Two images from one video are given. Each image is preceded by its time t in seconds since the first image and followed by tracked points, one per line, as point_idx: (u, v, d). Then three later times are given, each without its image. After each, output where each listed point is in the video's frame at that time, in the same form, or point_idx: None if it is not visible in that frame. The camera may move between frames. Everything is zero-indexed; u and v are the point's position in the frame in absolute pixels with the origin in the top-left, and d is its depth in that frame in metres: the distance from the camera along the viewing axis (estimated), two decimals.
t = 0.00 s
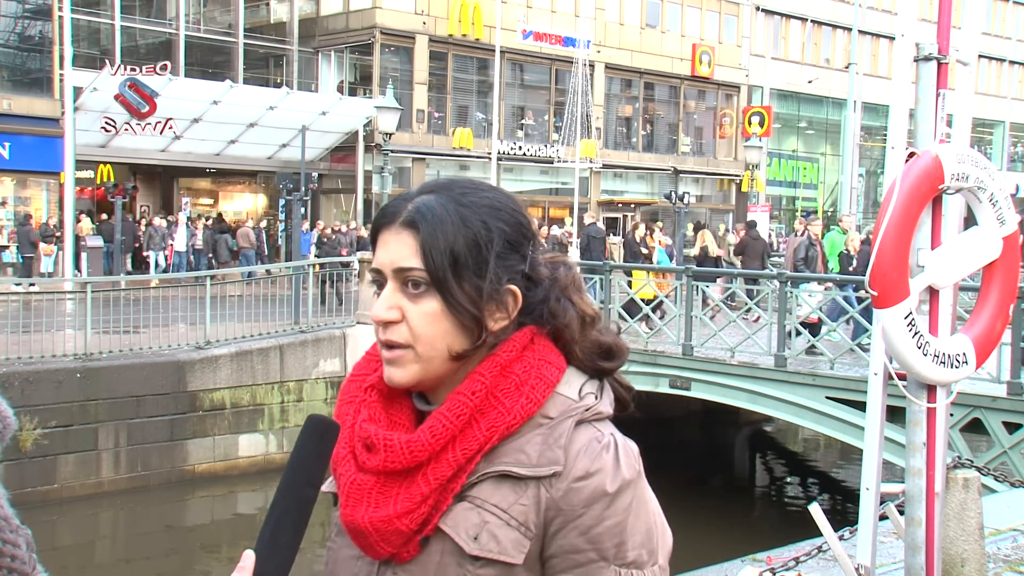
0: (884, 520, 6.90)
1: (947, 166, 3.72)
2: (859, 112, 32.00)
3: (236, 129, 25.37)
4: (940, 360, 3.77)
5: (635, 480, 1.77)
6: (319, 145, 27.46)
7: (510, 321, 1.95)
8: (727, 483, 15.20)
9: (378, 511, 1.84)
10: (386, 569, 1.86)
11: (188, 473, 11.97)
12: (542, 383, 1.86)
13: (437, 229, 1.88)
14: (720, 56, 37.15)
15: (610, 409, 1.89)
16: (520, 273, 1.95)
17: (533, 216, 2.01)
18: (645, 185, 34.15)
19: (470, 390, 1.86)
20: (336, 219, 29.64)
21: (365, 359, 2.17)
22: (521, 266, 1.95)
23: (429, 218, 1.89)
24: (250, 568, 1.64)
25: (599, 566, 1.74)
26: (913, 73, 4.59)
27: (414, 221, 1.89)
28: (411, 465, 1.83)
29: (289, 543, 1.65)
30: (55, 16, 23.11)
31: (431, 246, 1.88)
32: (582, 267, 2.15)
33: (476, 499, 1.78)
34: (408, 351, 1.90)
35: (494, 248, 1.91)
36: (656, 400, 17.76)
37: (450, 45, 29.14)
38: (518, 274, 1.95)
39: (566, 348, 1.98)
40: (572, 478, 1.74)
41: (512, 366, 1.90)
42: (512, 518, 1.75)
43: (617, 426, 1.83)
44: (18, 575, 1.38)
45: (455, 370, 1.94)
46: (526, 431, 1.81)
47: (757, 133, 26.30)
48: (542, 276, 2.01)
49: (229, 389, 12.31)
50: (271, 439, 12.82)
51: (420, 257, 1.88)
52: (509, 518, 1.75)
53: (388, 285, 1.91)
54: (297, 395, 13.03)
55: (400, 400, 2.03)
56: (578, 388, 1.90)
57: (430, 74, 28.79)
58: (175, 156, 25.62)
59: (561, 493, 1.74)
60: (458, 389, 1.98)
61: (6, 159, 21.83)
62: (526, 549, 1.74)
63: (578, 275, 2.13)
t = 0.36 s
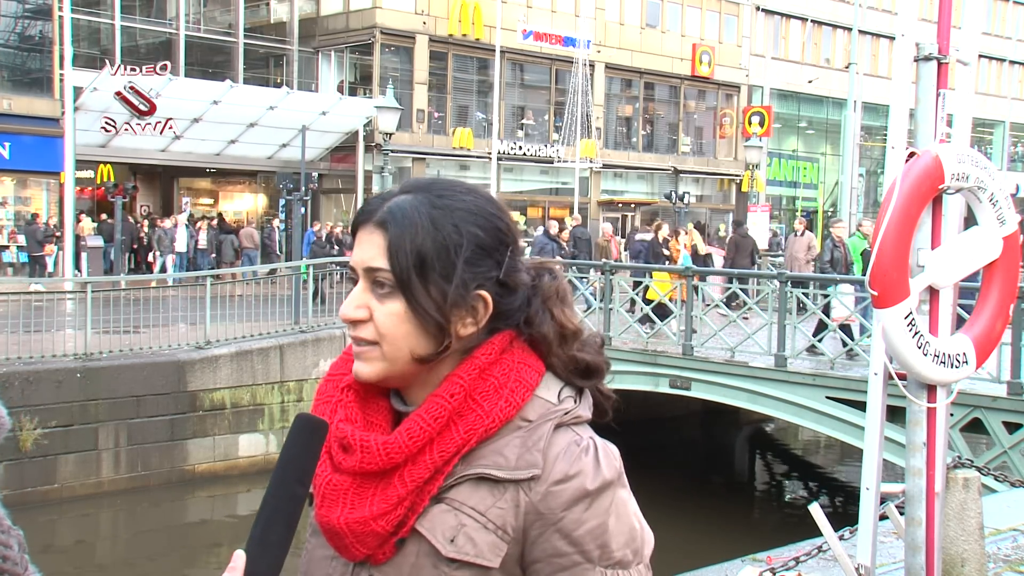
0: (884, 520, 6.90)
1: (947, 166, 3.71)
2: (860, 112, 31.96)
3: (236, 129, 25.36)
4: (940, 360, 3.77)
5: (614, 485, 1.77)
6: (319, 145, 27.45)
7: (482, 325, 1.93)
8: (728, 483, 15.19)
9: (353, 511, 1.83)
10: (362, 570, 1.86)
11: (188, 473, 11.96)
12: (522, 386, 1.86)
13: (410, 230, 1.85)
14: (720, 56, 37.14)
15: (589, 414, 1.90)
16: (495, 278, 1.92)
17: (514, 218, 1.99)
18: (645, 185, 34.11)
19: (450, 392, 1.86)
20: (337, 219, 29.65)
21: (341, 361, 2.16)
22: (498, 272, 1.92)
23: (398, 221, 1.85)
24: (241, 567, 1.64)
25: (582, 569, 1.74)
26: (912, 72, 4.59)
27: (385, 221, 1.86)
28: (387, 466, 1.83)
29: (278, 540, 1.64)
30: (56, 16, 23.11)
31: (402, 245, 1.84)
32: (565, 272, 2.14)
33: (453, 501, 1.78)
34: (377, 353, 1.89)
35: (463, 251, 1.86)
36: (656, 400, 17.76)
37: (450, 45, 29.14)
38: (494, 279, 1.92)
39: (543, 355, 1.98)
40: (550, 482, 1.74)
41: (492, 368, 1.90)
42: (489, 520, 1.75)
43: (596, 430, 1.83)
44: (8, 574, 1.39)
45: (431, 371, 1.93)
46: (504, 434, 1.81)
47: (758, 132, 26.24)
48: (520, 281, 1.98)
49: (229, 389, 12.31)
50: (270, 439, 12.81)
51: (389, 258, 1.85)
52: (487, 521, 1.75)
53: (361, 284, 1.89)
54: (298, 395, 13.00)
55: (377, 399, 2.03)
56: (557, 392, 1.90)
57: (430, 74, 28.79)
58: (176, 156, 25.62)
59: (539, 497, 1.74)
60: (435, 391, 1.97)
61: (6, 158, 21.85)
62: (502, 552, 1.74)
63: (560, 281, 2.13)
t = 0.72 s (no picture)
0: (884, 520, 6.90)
1: (947, 166, 3.71)
2: (860, 112, 31.94)
3: (236, 129, 25.35)
4: (940, 360, 3.77)
5: (602, 486, 1.77)
6: (319, 145, 27.46)
7: (474, 328, 1.93)
8: (728, 483, 15.18)
9: (342, 512, 1.84)
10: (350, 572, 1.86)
11: (188, 473, 11.96)
12: (512, 387, 1.86)
13: (402, 232, 1.84)
14: (721, 56, 37.14)
15: (578, 414, 1.90)
16: (486, 282, 1.92)
17: (508, 220, 1.98)
18: (645, 185, 34.10)
19: (439, 394, 1.86)
20: (337, 219, 29.67)
21: (332, 359, 2.16)
22: (488, 276, 1.92)
23: (389, 223, 1.85)
24: (237, 566, 1.64)
25: (568, 569, 1.74)
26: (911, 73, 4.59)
27: (379, 222, 1.86)
28: (377, 467, 1.83)
29: (272, 539, 1.63)
30: (56, 16, 23.10)
31: (393, 246, 1.84)
32: (557, 274, 2.14)
33: (442, 501, 1.78)
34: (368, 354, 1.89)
35: (458, 255, 1.86)
36: (656, 400, 17.77)
37: (450, 45, 29.14)
38: (485, 283, 1.92)
39: (534, 355, 1.97)
40: (539, 482, 1.74)
41: (482, 370, 1.90)
42: (478, 521, 1.75)
43: (586, 431, 1.83)
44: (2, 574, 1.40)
45: (421, 373, 1.93)
46: (493, 435, 1.81)
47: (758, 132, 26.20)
48: (512, 284, 1.98)
49: (229, 389, 12.30)
50: (270, 439, 12.80)
51: (380, 260, 1.85)
52: (475, 521, 1.75)
53: (351, 285, 1.89)
54: (298, 395, 13.00)
55: (366, 401, 2.03)
56: (547, 393, 1.91)
57: (431, 74, 28.79)
58: (176, 156, 25.64)
59: (528, 497, 1.74)
60: (426, 390, 1.96)
61: (6, 159, 21.88)
62: (491, 552, 1.74)
63: (554, 283, 2.12)
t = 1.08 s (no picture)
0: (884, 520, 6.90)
1: (946, 166, 3.71)
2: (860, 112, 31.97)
3: (236, 129, 25.34)
4: (940, 360, 3.76)
5: (601, 488, 1.77)
6: (319, 145, 27.45)
7: (471, 327, 1.93)
8: (728, 483, 15.19)
9: (340, 516, 1.83)
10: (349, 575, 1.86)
11: (188, 473, 11.96)
12: (508, 388, 1.86)
13: (396, 232, 1.84)
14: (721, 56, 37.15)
15: (576, 415, 1.90)
16: (483, 280, 1.91)
17: (505, 218, 1.98)
18: (645, 185, 34.10)
19: (436, 395, 1.86)
20: (337, 219, 29.68)
21: (329, 359, 2.16)
22: (486, 274, 1.91)
23: (385, 221, 1.85)
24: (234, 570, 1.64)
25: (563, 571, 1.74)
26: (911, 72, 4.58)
27: (374, 222, 1.86)
28: (374, 470, 1.83)
29: (270, 541, 1.64)
30: (56, 16, 23.10)
31: (386, 247, 1.84)
32: (556, 273, 2.13)
33: (439, 504, 1.78)
34: (366, 354, 1.89)
35: (453, 254, 1.86)
36: (656, 400, 17.78)
37: (450, 45, 29.15)
38: (483, 281, 1.91)
39: (532, 355, 1.98)
40: (537, 485, 1.74)
41: (479, 371, 1.90)
42: (476, 523, 1.75)
43: (583, 431, 1.83)
44: None
45: (417, 373, 1.93)
46: (491, 437, 1.81)
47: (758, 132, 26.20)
48: (511, 282, 1.97)
49: (229, 389, 12.30)
50: (270, 438, 12.80)
51: (375, 260, 1.85)
52: (472, 524, 1.75)
53: (348, 286, 1.89)
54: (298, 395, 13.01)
55: (364, 403, 2.03)
56: (544, 393, 1.91)
57: (431, 74, 28.80)
58: (175, 156, 25.64)
59: (526, 499, 1.74)
60: (424, 391, 1.96)
61: (6, 158, 21.88)
62: (489, 555, 1.74)
63: (552, 282, 2.11)
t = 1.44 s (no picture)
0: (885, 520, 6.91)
1: (947, 166, 3.71)
2: (860, 112, 31.93)
3: (236, 129, 25.35)
4: (941, 361, 3.76)
5: (614, 487, 1.76)
6: (319, 145, 27.45)
7: (476, 324, 1.93)
8: (727, 483, 15.19)
9: (351, 514, 1.83)
10: (360, 574, 1.86)
11: (188, 473, 11.96)
12: (520, 388, 1.86)
13: (399, 230, 1.85)
14: (720, 56, 37.14)
15: (587, 415, 1.90)
16: (487, 273, 1.90)
17: (510, 215, 1.98)
18: (645, 185, 34.09)
19: (448, 395, 1.86)
20: (337, 219, 29.68)
21: (339, 359, 2.16)
22: (489, 268, 1.91)
23: (387, 219, 1.86)
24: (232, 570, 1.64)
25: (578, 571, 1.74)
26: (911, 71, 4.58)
27: (375, 222, 1.86)
28: (385, 469, 1.83)
29: (270, 542, 1.64)
30: (56, 16, 23.11)
31: (391, 246, 1.84)
32: (564, 270, 2.12)
33: (452, 504, 1.78)
34: (372, 355, 1.89)
35: (453, 248, 1.86)
36: (656, 400, 17.78)
37: (450, 45, 29.16)
38: (488, 277, 1.91)
39: (541, 353, 1.98)
40: (550, 485, 1.74)
41: (490, 371, 1.89)
42: (488, 524, 1.75)
43: (595, 432, 1.82)
44: None
45: (424, 371, 1.93)
46: (502, 438, 1.82)
47: (758, 131, 26.12)
48: (515, 277, 1.97)
49: (229, 389, 12.31)
50: (270, 439, 12.80)
51: (379, 259, 1.85)
52: (484, 524, 1.75)
53: (354, 286, 1.90)
54: (298, 395, 13.00)
55: (375, 401, 2.02)
56: (555, 394, 1.91)
57: (430, 74, 28.80)
58: (175, 156, 25.66)
59: (540, 499, 1.74)
60: (432, 391, 1.96)
61: (6, 158, 21.91)
62: (501, 555, 1.74)
63: (560, 277, 2.10)
